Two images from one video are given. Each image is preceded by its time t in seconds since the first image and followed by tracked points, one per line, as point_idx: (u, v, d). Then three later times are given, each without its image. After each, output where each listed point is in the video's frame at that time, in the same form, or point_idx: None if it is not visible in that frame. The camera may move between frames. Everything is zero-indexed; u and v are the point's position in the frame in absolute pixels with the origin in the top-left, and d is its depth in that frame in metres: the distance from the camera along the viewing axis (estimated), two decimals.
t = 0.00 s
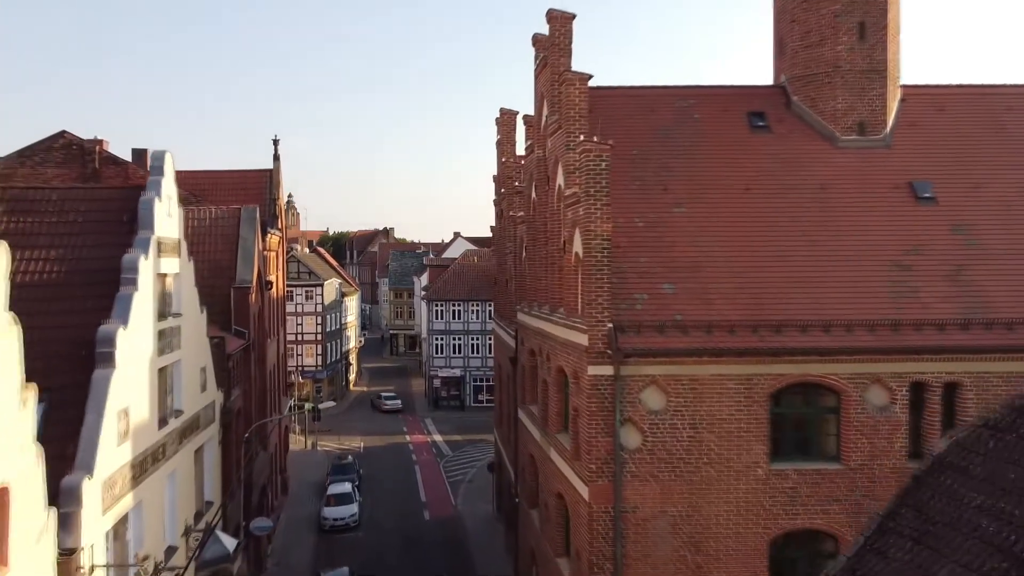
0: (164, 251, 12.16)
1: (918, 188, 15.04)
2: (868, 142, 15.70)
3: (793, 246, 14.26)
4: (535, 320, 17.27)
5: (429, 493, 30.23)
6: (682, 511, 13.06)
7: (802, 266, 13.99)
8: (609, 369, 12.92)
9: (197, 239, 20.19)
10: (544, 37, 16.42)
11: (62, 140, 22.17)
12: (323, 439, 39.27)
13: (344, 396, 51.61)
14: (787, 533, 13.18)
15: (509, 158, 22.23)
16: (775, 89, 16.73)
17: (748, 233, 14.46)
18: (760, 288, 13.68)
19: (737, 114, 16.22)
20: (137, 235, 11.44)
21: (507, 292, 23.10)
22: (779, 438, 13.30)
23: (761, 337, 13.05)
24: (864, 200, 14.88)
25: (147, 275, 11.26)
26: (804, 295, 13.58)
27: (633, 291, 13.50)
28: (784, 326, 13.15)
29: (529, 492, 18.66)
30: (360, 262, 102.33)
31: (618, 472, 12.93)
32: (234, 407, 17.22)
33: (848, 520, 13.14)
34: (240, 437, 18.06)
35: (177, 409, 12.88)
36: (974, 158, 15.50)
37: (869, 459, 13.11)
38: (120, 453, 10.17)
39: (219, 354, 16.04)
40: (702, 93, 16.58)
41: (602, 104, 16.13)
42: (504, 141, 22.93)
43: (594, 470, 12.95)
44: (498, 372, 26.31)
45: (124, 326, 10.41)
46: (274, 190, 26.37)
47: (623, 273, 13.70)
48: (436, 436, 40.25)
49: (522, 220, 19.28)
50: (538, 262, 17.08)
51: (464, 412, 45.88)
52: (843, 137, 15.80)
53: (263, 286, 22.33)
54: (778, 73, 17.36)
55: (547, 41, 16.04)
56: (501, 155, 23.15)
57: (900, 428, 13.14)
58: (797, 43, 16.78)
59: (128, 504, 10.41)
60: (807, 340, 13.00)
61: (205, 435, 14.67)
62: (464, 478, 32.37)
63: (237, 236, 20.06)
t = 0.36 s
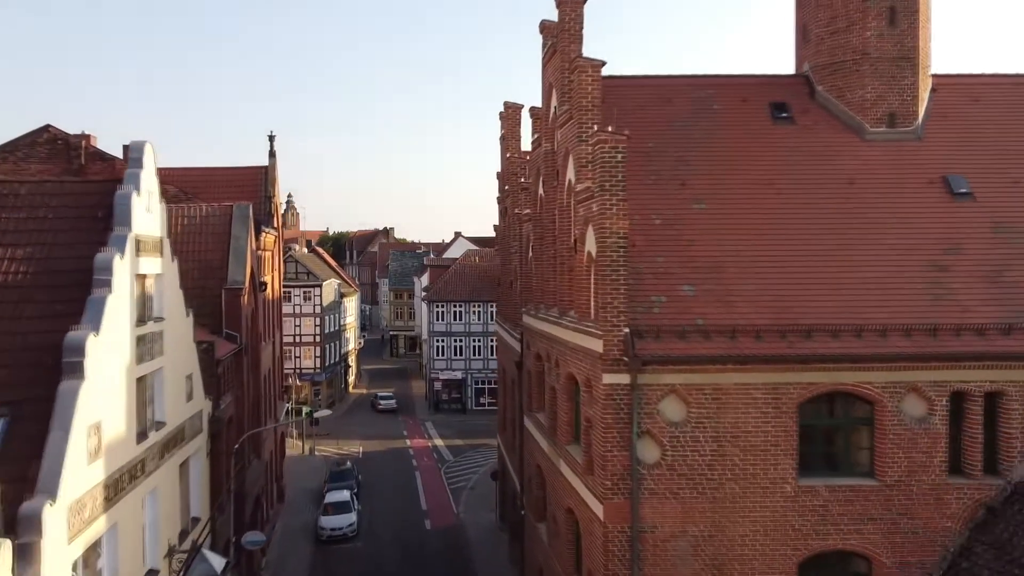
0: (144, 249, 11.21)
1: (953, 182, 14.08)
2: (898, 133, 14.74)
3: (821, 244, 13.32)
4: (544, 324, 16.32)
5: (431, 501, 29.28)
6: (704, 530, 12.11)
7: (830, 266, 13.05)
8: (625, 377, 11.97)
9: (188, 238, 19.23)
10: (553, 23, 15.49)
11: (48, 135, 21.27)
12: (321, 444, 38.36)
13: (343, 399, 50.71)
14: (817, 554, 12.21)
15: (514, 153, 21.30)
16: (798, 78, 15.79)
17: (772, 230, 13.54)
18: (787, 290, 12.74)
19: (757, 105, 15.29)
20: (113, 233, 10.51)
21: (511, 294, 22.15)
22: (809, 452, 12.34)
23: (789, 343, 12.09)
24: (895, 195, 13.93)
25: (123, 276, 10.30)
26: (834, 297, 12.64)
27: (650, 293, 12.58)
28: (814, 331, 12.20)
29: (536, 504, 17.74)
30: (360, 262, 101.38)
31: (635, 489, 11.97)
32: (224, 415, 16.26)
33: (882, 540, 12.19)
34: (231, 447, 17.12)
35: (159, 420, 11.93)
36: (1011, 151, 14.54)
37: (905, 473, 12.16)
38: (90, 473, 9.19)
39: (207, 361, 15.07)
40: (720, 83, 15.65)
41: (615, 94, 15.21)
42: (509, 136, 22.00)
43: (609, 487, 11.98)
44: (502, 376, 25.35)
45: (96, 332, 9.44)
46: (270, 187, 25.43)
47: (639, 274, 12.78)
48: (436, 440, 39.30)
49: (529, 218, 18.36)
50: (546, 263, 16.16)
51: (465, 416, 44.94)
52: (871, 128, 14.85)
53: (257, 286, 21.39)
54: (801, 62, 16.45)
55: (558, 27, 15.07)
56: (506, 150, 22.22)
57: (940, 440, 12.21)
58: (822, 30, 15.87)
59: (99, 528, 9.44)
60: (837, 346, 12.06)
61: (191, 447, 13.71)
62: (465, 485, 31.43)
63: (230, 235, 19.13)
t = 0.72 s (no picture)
0: (118, 249, 10.23)
1: (992, 176, 13.09)
2: (931, 125, 13.78)
3: (852, 243, 12.35)
4: (552, 329, 15.35)
5: (431, 510, 28.30)
6: (729, 554, 11.13)
7: (864, 267, 12.07)
8: (644, 388, 10.99)
9: (176, 237, 18.24)
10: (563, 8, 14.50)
11: (31, 130, 20.32)
12: (319, 449, 37.42)
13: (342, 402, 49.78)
14: None
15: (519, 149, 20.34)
16: (823, 67, 14.84)
17: (800, 228, 12.56)
18: (817, 292, 11.77)
19: (780, 94, 14.31)
20: (82, 230, 9.57)
21: (516, 296, 21.18)
22: (842, 469, 11.37)
23: (822, 350, 11.13)
24: (931, 190, 12.95)
25: (94, 277, 9.36)
26: (869, 301, 11.67)
27: (669, 296, 11.62)
28: (848, 337, 11.23)
29: (543, 518, 16.78)
30: (360, 263, 100.45)
31: (654, 510, 10.99)
32: (211, 424, 15.29)
33: (923, 565, 11.21)
34: (219, 459, 16.14)
35: (135, 435, 10.95)
36: None
37: (947, 493, 11.19)
38: (51, 498, 8.20)
39: (193, 368, 14.09)
40: (740, 71, 14.69)
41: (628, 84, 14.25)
42: (513, 131, 21.05)
43: (625, 507, 10.98)
44: (505, 382, 24.38)
45: (59, 340, 8.48)
46: (265, 184, 24.45)
47: (658, 275, 11.83)
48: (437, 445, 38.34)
49: (535, 216, 17.40)
50: (555, 263, 15.20)
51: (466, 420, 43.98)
52: (903, 119, 13.88)
53: (249, 288, 20.42)
54: (826, 50, 15.51)
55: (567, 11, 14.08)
56: (510, 146, 21.26)
57: (985, 455, 11.22)
58: (849, 15, 14.95)
59: (62, 559, 8.45)
60: (874, 353, 11.09)
61: (174, 462, 12.74)
62: (467, 492, 30.46)
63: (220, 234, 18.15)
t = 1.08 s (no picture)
0: (87, 247, 9.28)
1: None
2: (970, 115, 12.81)
3: (890, 242, 11.39)
4: (562, 334, 14.38)
5: (432, 520, 27.32)
6: None
7: (903, 268, 11.11)
8: (667, 401, 10.02)
9: (163, 236, 17.27)
10: None
11: (13, 123, 19.40)
12: (316, 454, 36.46)
13: (341, 406, 48.83)
14: None
15: (524, 143, 19.40)
16: (851, 54, 13.89)
17: (832, 226, 11.60)
18: (854, 296, 10.82)
19: (807, 83, 13.34)
20: (45, 227, 8.61)
21: (521, 298, 20.21)
22: (881, 489, 10.40)
23: (861, 359, 10.16)
24: (973, 184, 11.97)
25: (57, 278, 8.40)
26: (910, 305, 10.71)
27: (692, 300, 10.67)
28: (889, 345, 10.27)
29: (551, 534, 15.82)
30: (359, 264, 99.49)
31: (677, 534, 10.02)
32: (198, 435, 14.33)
33: None
34: (207, 472, 15.18)
35: (109, 452, 9.99)
36: None
37: (997, 517, 10.22)
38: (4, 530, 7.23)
39: (176, 376, 13.11)
40: (763, 59, 13.73)
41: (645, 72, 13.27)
42: (518, 125, 20.10)
43: (645, 531, 9.99)
44: (510, 388, 23.40)
45: (13, 350, 7.49)
46: (259, 182, 23.47)
47: (679, 278, 10.88)
48: (437, 451, 37.38)
49: (543, 214, 16.44)
50: (565, 264, 14.24)
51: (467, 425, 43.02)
52: (940, 108, 12.92)
53: (241, 290, 19.45)
54: (853, 37, 14.59)
55: None
56: (515, 141, 20.31)
57: None
58: None
59: None
60: (918, 363, 10.12)
61: (155, 478, 11.79)
62: (469, 501, 29.49)
63: (210, 233, 17.18)
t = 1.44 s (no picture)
0: (53, 246, 8.32)
1: None
2: (1017, 103, 11.91)
3: (936, 241, 10.44)
4: (574, 340, 13.42)
5: (433, 530, 26.35)
6: None
7: (952, 270, 10.16)
8: (696, 416, 9.05)
9: (150, 236, 16.31)
10: None
11: None
12: (315, 460, 35.51)
13: (340, 409, 47.90)
14: None
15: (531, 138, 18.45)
16: (886, 39, 12.96)
17: (872, 223, 10.64)
18: (899, 300, 9.87)
19: (839, 69, 12.39)
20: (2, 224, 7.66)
21: (528, 301, 19.24)
22: (932, 512, 9.44)
23: (910, 370, 9.20)
24: None
25: (15, 278, 7.45)
26: (961, 310, 9.76)
27: (723, 305, 9.72)
28: (940, 354, 9.33)
29: (561, 552, 14.87)
30: (359, 264, 98.54)
31: (707, 563, 9.06)
32: (184, 448, 13.35)
33: None
34: (194, 487, 14.21)
35: (79, 473, 9.02)
36: None
37: None
38: None
39: (160, 386, 12.15)
40: (791, 45, 12.78)
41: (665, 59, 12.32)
42: (524, 119, 19.15)
43: (672, 560, 9.04)
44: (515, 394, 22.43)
45: None
46: (253, 179, 22.50)
47: (708, 281, 9.92)
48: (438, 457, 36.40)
49: (552, 212, 15.49)
50: (578, 265, 13.29)
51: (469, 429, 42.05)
52: (984, 95, 12.05)
53: (234, 292, 18.49)
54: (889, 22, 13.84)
55: None
56: (522, 135, 19.36)
57: None
58: None
59: None
60: (974, 374, 9.16)
61: (134, 498, 10.82)
62: (471, 509, 28.52)
63: (199, 232, 16.22)
